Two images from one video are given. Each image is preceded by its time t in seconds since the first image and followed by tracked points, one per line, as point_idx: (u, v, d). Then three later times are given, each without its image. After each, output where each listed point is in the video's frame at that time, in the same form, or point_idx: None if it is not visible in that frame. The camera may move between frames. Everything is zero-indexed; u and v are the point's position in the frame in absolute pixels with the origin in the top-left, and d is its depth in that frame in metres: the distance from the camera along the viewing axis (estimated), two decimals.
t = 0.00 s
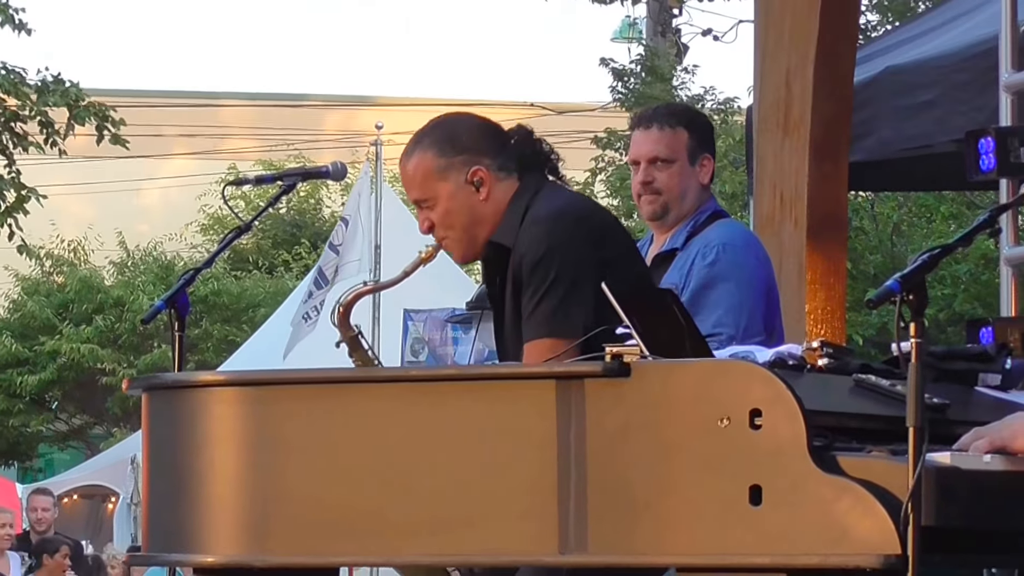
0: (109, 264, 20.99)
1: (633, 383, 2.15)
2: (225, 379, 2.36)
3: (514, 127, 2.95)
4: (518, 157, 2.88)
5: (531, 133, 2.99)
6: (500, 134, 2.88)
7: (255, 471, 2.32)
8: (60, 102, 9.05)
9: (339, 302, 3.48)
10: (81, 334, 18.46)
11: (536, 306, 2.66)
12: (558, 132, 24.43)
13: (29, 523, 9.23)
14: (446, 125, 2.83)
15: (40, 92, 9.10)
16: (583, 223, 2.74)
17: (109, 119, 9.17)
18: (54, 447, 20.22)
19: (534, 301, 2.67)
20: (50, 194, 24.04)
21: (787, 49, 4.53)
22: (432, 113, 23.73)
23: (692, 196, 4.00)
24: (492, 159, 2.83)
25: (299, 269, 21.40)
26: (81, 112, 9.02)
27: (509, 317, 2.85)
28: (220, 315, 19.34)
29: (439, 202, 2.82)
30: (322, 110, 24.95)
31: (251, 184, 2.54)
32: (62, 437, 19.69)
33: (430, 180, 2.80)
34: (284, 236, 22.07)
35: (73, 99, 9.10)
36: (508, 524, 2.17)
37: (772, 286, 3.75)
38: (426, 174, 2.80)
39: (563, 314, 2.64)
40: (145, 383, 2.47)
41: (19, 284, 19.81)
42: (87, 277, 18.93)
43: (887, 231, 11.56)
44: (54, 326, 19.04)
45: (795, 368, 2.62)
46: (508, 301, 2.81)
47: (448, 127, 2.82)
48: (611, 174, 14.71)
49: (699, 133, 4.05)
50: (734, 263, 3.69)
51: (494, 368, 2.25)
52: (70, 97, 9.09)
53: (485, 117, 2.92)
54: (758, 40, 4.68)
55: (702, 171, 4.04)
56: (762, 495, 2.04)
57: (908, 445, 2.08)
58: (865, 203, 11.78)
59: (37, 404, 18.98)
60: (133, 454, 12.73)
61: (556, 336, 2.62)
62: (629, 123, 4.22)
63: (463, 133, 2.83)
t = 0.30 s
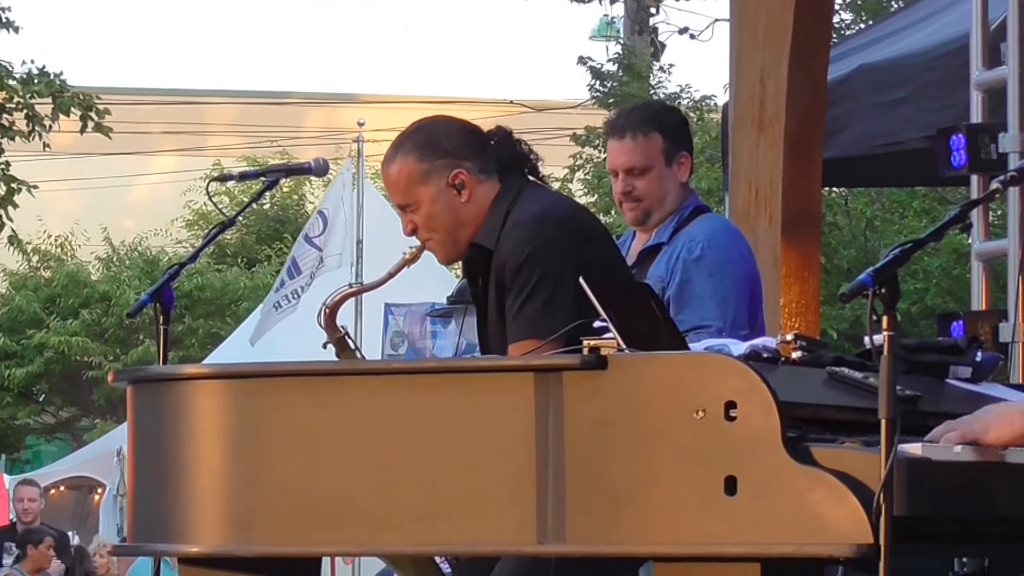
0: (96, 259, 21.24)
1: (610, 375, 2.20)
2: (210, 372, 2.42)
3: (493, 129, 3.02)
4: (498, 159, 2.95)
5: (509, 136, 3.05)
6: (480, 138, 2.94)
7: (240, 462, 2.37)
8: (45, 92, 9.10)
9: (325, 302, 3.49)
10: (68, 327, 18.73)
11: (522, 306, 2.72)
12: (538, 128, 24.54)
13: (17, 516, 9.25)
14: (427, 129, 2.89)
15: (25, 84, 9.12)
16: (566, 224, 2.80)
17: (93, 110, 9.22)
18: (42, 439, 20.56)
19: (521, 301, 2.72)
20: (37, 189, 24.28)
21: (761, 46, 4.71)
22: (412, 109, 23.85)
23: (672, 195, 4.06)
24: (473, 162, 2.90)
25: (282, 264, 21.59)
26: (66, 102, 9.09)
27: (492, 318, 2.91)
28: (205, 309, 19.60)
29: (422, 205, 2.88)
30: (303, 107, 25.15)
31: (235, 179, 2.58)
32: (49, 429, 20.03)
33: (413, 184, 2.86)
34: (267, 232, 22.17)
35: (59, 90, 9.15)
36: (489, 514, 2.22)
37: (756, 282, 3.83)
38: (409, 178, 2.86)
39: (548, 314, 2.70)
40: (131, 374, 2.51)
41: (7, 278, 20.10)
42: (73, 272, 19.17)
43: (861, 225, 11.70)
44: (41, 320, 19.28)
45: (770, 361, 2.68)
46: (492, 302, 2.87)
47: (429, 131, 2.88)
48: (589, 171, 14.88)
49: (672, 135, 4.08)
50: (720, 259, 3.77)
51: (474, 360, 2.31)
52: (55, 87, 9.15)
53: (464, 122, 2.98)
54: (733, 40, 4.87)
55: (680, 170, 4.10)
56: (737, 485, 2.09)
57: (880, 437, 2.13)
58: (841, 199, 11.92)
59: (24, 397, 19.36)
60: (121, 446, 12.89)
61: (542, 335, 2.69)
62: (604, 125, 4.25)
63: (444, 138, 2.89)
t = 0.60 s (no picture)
0: (84, 254, 21.52)
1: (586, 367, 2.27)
2: (195, 365, 2.48)
3: (460, 126, 3.07)
4: (466, 154, 3.00)
5: (475, 132, 3.10)
6: (448, 133, 2.99)
7: (224, 454, 2.44)
8: (32, 84, 9.10)
9: (302, 299, 3.62)
10: (58, 321, 19.02)
11: (496, 309, 2.79)
12: (517, 126, 24.65)
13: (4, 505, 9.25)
14: (395, 127, 2.94)
15: (13, 78, 9.14)
16: (540, 227, 2.86)
17: (80, 101, 9.22)
18: (31, 429, 20.95)
19: (494, 303, 2.79)
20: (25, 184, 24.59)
21: (734, 44, 4.82)
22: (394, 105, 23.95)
23: (656, 191, 4.12)
24: (442, 156, 2.95)
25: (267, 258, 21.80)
26: (53, 92, 9.09)
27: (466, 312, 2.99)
28: (191, 304, 19.86)
29: (394, 200, 2.93)
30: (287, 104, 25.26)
31: (221, 175, 2.63)
32: (38, 421, 20.42)
33: (384, 179, 2.91)
34: (253, 227, 22.04)
35: (45, 81, 9.14)
36: (469, 502, 2.28)
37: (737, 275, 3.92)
38: (380, 174, 2.91)
39: (522, 317, 2.77)
40: (117, 367, 2.57)
41: None
42: (62, 267, 19.39)
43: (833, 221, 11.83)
44: (31, 313, 19.52)
45: (743, 354, 2.75)
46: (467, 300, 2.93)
47: (397, 128, 2.94)
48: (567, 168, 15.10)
49: (658, 132, 4.13)
50: (708, 249, 3.86)
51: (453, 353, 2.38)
52: (42, 79, 9.14)
53: (431, 119, 3.03)
54: (706, 40, 5.01)
55: (664, 166, 4.16)
56: (709, 475, 2.16)
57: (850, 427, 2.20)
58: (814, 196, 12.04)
59: (14, 388, 19.79)
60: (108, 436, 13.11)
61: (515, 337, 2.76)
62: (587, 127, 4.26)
63: (413, 135, 2.94)
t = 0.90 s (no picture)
0: (75, 249, 22.03)
1: (560, 358, 2.35)
2: (180, 356, 2.55)
3: (426, 86, 3.17)
4: (432, 111, 3.10)
5: (441, 93, 3.21)
6: (414, 92, 3.10)
7: (208, 441, 2.52)
8: (25, 84, 9.19)
9: (273, 253, 3.67)
10: (50, 313, 19.55)
11: (471, 261, 2.86)
12: (493, 124, 24.83)
13: None
14: (363, 85, 3.05)
15: (6, 76, 9.23)
16: (512, 183, 2.95)
17: (74, 101, 9.33)
18: (24, 418, 21.53)
19: (467, 256, 2.87)
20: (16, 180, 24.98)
21: (706, 44, 4.95)
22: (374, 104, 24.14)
23: (628, 185, 4.20)
24: (408, 112, 3.05)
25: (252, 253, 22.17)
26: (46, 91, 9.20)
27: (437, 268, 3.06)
28: (176, 297, 20.53)
29: (362, 155, 3.02)
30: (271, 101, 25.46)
31: (205, 172, 2.70)
32: (31, 409, 20.96)
33: (352, 133, 3.00)
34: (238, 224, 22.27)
35: (40, 80, 9.23)
36: (446, 490, 2.37)
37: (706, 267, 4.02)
38: (349, 128, 3.01)
39: (495, 268, 2.85)
40: (104, 356, 2.64)
41: None
42: (53, 261, 19.89)
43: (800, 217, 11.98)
44: (22, 306, 19.99)
45: (712, 345, 2.85)
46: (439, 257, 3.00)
47: (365, 85, 3.05)
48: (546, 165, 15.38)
49: (631, 127, 4.22)
50: (676, 244, 3.96)
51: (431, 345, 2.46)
52: (36, 79, 9.23)
53: (397, 79, 3.14)
54: (679, 41, 5.09)
55: (637, 162, 4.24)
56: (681, 462, 2.24)
57: (816, 417, 2.29)
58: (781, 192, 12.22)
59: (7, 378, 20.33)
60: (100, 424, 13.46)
61: (488, 288, 2.82)
62: (564, 120, 4.36)
63: (380, 92, 3.05)
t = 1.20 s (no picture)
0: (65, 242, 22.24)
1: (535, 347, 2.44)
2: (165, 345, 2.64)
3: (398, 124, 3.26)
4: (403, 149, 3.19)
5: (413, 130, 3.30)
6: (385, 131, 3.19)
7: (195, 430, 2.61)
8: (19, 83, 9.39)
9: (247, 287, 3.61)
10: (42, 303, 19.71)
11: (440, 295, 2.96)
12: (470, 122, 25.01)
13: None
14: (334, 125, 3.16)
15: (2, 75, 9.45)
16: (481, 218, 3.04)
17: (66, 100, 9.53)
18: (16, 407, 21.78)
19: (436, 290, 2.98)
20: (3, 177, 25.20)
21: (674, 44, 5.05)
22: (353, 101, 24.32)
23: (592, 177, 4.32)
24: (378, 152, 3.15)
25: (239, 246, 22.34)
26: (40, 90, 9.42)
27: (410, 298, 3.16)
28: (165, 287, 20.71)
29: (333, 194, 3.13)
30: (252, 100, 25.64)
31: (193, 166, 2.78)
32: (23, 397, 21.15)
33: (322, 175, 3.12)
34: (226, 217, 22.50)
35: (33, 81, 9.44)
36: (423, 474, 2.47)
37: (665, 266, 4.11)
38: (320, 169, 3.12)
39: (462, 302, 2.95)
40: (94, 346, 2.74)
41: None
42: (44, 253, 20.09)
43: (767, 212, 12.07)
44: (15, 297, 20.18)
45: (682, 334, 2.95)
46: (410, 290, 3.11)
47: (336, 126, 3.15)
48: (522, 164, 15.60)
49: (603, 122, 4.36)
50: (635, 241, 4.04)
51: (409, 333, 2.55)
52: (30, 80, 9.43)
53: (369, 118, 3.24)
54: (650, 41, 5.21)
55: (603, 157, 4.37)
56: (651, 447, 2.33)
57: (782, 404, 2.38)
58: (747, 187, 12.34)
59: None
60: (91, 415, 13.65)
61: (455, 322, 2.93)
62: (540, 114, 4.52)
63: (351, 133, 3.15)
